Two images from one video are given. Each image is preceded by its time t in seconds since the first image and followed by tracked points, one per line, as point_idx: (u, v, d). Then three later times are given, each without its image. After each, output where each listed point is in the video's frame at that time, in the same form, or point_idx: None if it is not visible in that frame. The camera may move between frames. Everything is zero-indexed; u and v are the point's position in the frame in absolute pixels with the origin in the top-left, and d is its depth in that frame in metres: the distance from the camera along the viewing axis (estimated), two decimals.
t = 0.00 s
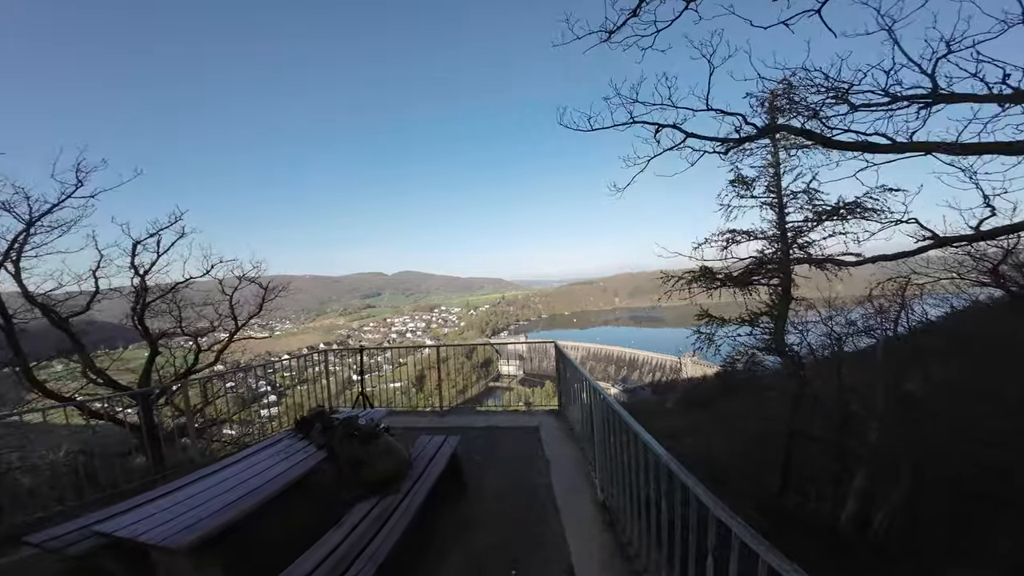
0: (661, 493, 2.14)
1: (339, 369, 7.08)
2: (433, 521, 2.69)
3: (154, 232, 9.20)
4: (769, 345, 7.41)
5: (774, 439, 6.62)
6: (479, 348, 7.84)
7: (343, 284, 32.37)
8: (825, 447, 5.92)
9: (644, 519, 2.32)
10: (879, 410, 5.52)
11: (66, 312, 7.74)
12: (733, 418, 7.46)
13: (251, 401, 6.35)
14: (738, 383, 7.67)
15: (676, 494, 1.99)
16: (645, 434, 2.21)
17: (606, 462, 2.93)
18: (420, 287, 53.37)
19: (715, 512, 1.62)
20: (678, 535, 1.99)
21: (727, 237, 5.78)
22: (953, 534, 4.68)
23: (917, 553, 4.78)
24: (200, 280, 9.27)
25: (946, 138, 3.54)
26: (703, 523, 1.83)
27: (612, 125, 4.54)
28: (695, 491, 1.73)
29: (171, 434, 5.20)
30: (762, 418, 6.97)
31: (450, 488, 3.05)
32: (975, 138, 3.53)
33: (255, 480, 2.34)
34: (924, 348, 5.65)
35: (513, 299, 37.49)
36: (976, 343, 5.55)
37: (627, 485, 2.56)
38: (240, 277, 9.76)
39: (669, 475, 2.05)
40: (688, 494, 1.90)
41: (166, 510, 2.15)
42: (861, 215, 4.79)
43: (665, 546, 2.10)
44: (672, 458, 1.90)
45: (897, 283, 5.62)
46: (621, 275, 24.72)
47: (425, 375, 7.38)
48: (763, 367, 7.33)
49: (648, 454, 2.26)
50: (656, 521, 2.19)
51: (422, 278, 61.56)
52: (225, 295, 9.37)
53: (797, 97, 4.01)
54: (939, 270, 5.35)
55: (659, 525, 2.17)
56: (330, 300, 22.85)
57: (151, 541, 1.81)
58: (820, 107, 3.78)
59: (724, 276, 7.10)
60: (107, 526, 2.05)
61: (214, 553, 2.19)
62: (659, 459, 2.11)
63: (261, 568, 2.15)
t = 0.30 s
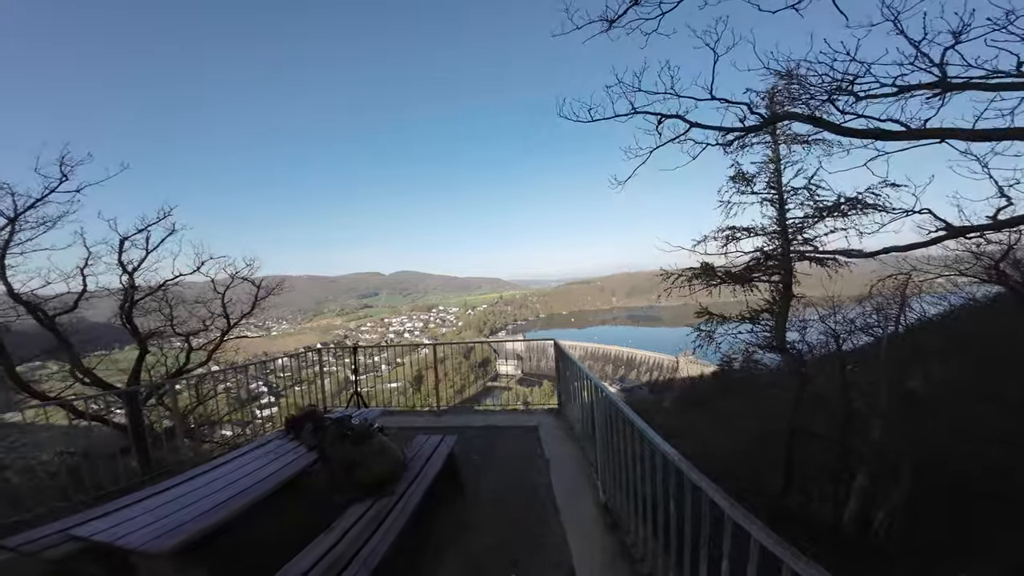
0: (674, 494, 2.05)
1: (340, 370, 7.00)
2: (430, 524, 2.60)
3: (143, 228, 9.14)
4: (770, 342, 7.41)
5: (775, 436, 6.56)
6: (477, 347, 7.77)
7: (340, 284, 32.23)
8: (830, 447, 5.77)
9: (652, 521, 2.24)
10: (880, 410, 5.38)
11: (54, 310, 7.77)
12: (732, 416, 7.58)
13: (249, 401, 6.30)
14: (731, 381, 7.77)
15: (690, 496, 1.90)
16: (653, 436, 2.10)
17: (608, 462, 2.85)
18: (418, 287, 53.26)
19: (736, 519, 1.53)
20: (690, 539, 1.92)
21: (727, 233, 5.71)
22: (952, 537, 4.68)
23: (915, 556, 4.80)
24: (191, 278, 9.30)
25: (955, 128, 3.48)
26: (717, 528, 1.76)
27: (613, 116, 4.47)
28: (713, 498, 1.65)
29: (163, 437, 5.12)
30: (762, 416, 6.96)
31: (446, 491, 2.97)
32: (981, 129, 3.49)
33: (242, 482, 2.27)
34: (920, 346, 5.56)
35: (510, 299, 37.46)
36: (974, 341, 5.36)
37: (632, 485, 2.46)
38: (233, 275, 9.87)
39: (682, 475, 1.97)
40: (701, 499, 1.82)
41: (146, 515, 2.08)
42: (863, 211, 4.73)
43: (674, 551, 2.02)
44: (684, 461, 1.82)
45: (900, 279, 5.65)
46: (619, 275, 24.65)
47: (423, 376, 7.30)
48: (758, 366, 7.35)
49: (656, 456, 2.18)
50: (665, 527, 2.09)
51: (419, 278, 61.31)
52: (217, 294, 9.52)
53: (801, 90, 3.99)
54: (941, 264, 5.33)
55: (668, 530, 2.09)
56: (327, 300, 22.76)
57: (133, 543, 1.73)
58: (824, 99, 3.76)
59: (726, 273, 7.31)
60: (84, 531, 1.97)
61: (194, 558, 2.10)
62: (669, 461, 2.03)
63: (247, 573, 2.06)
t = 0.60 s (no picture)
0: (685, 492, 2.00)
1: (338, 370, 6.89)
2: (427, 528, 2.51)
3: (127, 224, 9.09)
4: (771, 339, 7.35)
5: (779, 434, 6.39)
6: (475, 346, 7.68)
7: (337, 283, 32.09)
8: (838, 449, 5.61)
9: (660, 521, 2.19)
10: (887, 406, 5.11)
11: (40, 308, 7.70)
12: (728, 412, 7.49)
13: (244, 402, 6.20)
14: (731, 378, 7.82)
15: (704, 496, 1.84)
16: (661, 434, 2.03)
17: (611, 461, 2.77)
18: (415, 287, 53.08)
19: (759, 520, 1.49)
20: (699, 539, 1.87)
21: (728, 229, 5.63)
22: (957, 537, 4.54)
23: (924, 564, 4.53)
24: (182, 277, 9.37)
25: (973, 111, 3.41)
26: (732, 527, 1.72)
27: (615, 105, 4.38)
28: (738, 500, 1.60)
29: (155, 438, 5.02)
30: (763, 415, 6.85)
31: (443, 494, 2.88)
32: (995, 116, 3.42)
33: (227, 483, 2.20)
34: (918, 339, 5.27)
35: (508, 299, 37.34)
36: (974, 338, 5.06)
37: (637, 483, 2.40)
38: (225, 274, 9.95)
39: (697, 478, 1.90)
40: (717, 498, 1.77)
41: (124, 519, 2.00)
42: (866, 206, 4.65)
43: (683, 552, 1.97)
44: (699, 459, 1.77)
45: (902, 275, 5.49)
46: (617, 275, 24.55)
47: (420, 376, 7.20)
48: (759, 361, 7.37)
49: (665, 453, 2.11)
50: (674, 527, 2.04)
51: (416, 278, 61.20)
52: (207, 291, 9.70)
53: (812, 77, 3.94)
54: (941, 263, 5.28)
55: (677, 531, 2.04)
56: (325, 300, 22.62)
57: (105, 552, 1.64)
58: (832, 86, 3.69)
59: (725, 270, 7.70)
60: (61, 535, 1.90)
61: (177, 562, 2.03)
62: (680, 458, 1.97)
63: None
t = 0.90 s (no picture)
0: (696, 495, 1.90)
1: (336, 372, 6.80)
2: (421, 536, 2.41)
3: (113, 222, 9.08)
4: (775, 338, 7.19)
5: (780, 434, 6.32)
6: (474, 345, 7.57)
7: (335, 283, 31.90)
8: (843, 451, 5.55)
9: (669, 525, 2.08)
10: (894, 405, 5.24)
11: (22, 308, 7.75)
12: (729, 414, 7.49)
13: (240, 403, 6.09)
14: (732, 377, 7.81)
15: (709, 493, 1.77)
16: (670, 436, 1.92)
17: (614, 465, 2.67)
18: (414, 287, 52.93)
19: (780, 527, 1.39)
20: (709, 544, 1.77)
21: (730, 226, 5.53)
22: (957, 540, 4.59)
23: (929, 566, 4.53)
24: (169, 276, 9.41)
25: (999, 95, 3.26)
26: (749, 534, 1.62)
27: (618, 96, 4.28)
28: (746, 497, 1.53)
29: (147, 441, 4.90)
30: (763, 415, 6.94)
31: (439, 499, 2.77)
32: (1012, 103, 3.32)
33: (205, 490, 2.13)
34: (918, 340, 5.32)
35: (507, 298, 37.22)
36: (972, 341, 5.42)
37: (642, 485, 2.29)
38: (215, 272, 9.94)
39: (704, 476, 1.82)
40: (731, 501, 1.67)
41: (93, 528, 1.92)
42: (872, 202, 4.54)
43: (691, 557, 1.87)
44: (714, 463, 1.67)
45: (905, 274, 4.90)
46: (616, 274, 24.42)
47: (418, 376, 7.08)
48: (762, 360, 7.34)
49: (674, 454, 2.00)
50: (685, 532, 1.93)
51: (415, 278, 61.05)
52: (197, 289, 9.64)
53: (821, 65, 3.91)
54: (944, 259, 4.57)
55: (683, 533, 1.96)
56: (322, 300, 22.51)
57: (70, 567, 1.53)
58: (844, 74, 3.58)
59: (728, 267, 7.40)
60: (28, 542, 1.84)
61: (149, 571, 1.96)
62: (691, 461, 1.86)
63: None
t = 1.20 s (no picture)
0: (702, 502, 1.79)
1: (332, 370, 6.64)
2: (416, 546, 2.31)
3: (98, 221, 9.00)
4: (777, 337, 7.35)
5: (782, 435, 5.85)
6: (473, 345, 7.50)
7: (331, 283, 31.69)
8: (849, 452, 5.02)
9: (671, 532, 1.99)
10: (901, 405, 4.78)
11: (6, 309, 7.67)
12: (726, 413, 6.80)
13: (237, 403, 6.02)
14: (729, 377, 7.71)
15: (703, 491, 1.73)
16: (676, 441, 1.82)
17: (615, 471, 2.58)
18: (412, 287, 52.81)
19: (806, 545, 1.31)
20: (712, 553, 1.68)
21: (731, 224, 5.44)
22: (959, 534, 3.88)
23: (929, 567, 3.77)
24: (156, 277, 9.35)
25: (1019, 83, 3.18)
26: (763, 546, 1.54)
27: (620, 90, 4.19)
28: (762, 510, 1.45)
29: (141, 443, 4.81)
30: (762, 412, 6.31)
31: (430, 509, 2.66)
32: None
33: (189, 494, 2.06)
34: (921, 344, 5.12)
35: (506, 298, 37.13)
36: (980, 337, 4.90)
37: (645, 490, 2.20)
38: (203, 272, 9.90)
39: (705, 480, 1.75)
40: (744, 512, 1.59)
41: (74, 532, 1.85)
42: (878, 198, 4.47)
43: (695, 568, 1.79)
44: (731, 475, 1.58)
45: (908, 272, 5.75)
46: (614, 274, 24.32)
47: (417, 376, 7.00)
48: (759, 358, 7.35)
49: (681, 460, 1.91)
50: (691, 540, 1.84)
51: (413, 278, 60.95)
52: (187, 289, 9.57)
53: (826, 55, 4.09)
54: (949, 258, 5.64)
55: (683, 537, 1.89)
56: (320, 300, 22.39)
57: None
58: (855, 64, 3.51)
59: (730, 265, 7.50)
60: (9, 546, 1.78)
61: None
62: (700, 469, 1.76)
63: None
